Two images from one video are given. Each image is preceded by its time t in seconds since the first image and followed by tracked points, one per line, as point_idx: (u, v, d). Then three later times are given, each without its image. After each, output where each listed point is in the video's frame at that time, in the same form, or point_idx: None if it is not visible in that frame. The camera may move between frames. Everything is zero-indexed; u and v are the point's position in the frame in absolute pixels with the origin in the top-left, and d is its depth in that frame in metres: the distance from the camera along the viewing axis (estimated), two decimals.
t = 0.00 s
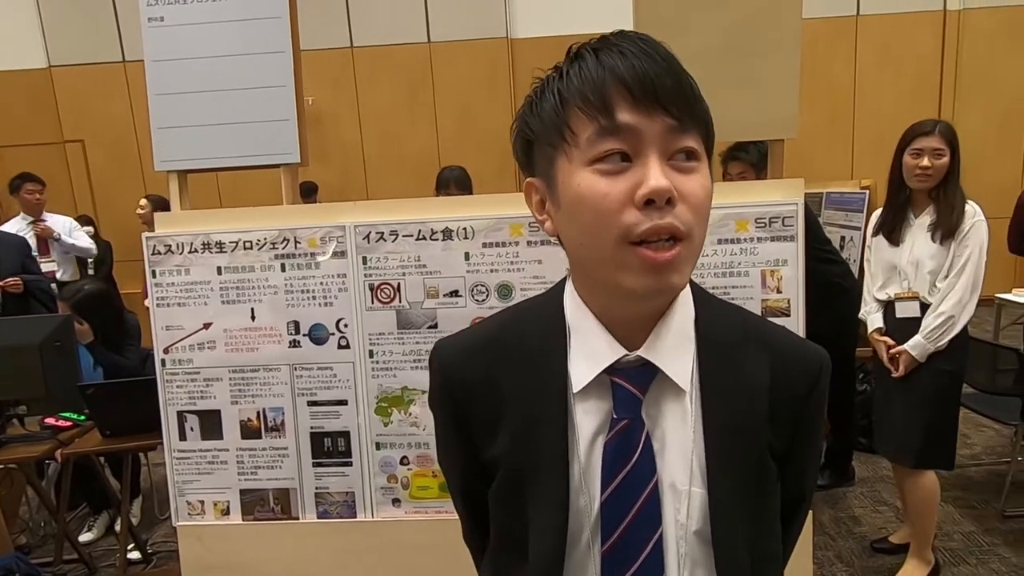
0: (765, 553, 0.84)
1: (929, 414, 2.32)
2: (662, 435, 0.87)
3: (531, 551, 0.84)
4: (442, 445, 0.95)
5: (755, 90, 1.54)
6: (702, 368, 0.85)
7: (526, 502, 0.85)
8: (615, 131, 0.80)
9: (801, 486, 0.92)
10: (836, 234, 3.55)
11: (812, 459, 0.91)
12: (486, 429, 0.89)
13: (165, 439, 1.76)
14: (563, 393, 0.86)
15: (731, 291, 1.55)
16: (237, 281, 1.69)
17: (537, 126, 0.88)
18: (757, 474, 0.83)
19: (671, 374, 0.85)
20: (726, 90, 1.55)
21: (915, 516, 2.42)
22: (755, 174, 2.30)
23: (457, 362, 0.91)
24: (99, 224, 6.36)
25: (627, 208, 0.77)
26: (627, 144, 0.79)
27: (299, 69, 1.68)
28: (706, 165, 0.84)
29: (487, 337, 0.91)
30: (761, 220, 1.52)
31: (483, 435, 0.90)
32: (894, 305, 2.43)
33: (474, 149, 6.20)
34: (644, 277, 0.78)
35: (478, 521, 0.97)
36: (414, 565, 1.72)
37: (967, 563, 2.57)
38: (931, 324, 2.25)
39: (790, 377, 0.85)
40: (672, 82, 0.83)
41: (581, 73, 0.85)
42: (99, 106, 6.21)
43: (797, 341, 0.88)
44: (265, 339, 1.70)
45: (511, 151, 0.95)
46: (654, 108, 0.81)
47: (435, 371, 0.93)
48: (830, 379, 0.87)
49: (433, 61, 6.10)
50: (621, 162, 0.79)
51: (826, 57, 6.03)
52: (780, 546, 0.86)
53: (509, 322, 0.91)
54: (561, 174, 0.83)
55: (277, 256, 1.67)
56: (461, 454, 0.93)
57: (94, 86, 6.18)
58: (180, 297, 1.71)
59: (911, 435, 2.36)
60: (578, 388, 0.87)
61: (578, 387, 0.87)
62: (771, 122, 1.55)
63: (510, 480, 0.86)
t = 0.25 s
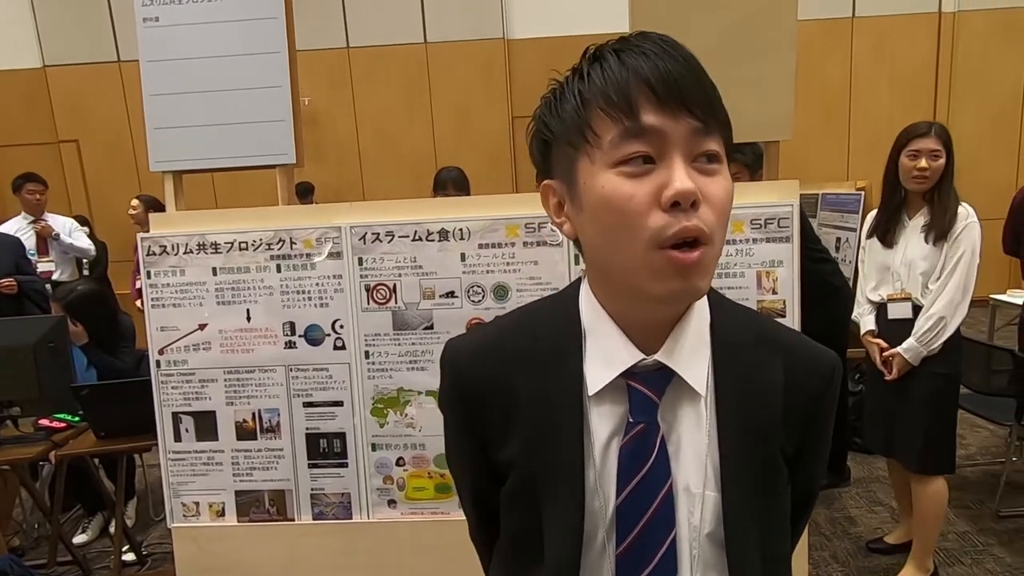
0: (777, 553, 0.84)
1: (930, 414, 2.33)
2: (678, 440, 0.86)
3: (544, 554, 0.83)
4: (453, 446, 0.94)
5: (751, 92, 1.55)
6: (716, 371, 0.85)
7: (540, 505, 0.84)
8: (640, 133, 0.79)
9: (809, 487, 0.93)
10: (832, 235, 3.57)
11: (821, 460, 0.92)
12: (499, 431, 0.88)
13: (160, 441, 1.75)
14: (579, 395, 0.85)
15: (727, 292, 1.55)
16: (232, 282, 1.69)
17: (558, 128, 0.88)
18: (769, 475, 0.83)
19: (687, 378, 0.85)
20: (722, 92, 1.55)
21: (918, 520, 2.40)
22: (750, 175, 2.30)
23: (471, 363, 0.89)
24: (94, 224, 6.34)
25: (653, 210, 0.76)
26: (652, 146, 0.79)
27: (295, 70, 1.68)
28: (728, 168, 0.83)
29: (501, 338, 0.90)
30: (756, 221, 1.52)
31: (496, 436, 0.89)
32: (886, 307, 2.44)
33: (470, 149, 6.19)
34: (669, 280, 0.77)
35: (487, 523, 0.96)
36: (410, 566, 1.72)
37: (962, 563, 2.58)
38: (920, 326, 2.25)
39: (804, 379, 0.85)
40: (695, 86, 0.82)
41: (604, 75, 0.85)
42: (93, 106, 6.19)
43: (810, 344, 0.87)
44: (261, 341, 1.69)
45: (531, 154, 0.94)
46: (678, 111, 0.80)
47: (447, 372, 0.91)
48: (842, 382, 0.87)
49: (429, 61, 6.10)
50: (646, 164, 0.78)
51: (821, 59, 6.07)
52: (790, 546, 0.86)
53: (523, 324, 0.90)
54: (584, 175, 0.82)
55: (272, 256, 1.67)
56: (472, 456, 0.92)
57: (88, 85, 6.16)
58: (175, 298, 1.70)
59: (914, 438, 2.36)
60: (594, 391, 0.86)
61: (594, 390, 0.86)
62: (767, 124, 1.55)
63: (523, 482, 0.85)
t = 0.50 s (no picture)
0: (771, 555, 0.84)
1: (931, 415, 2.33)
2: (676, 441, 0.85)
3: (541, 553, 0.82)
4: (450, 440, 0.92)
5: (749, 92, 1.55)
6: (717, 370, 0.84)
7: (536, 503, 0.83)
8: (647, 132, 0.78)
9: (804, 490, 0.93)
10: (830, 235, 3.57)
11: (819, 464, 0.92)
12: (497, 427, 0.86)
13: (158, 441, 1.75)
14: (580, 394, 0.83)
15: (725, 292, 1.55)
16: (230, 283, 1.68)
17: (569, 122, 0.87)
18: (767, 477, 0.83)
19: (687, 378, 0.84)
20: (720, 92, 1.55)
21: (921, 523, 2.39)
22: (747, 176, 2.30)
23: (472, 358, 0.87)
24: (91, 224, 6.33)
25: (656, 211, 0.75)
26: (659, 146, 0.78)
27: (293, 70, 1.68)
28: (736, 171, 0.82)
29: (503, 333, 0.88)
30: (754, 221, 1.52)
31: (494, 433, 0.87)
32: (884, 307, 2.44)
33: (468, 149, 6.19)
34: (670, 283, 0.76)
35: (481, 519, 0.94)
36: (408, 567, 1.71)
37: (960, 562, 2.58)
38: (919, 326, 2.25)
39: (803, 381, 0.86)
40: (707, 86, 0.81)
41: (617, 71, 0.84)
42: (91, 105, 6.18)
43: (810, 348, 0.88)
44: (259, 341, 1.69)
45: (542, 146, 0.94)
46: (688, 111, 0.79)
47: (447, 366, 0.89)
48: (841, 385, 0.88)
49: (427, 61, 6.09)
50: (652, 164, 0.78)
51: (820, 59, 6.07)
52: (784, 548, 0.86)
53: (526, 320, 0.89)
54: (590, 172, 0.82)
55: (270, 256, 1.67)
56: (469, 451, 0.90)
57: (85, 86, 6.15)
58: (173, 298, 1.70)
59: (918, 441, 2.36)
60: (593, 389, 0.85)
61: (593, 388, 0.85)
62: (765, 124, 1.55)
63: (522, 480, 0.83)
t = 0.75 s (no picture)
0: (739, 547, 0.85)
1: (933, 416, 2.33)
2: (640, 432, 0.87)
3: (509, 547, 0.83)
4: (421, 437, 0.92)
5: (745, 91, 1.55)
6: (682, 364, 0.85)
7: (505, 499, 0.84)
8: (597, 130, 0.79)
9: (774, 484, 0.93)
10: (828, 234, 3.58)
11: (789, 458, 0.92)
12: (467, 425, 0.87)
13: (155, 442, 1.74)
14: (546, 391, 0.84)
15: (723, 291, 1.55)
16: (227, 283, 1.68)
17: (524, 124, 0.88)
18: (734, 471, 0.84)
19: (651, 372, 0.85)
20: (716, 91, 1.55)
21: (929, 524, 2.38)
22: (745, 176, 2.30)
23: (441, 357, 0.87)
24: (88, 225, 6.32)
25: (606, 204, 0.76)
26: (607, 143, 0.79)
27: (290, 70, 1.68)
28: (689, 166, 0.83)
29: (471, 332, 0.88)
30: (752, 220, 1.52)
31: (464, 430, 0.88)
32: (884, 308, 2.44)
33: (466, 148, 6.18)
34: (623, 273, 0.77)
35: (453, 514, 0.95)
36: (406, 567, 1.71)
37: (958, 561, 2.58)
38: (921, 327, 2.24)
39: (770, 377, 0.86)
40: (656, 83, 0.82)
41: (567, 72, 0.85)
42: (88, 105, 6.17)
43: (777, 344, 0.88)
44: (256, 341, 1.69)
45: (502, 150, 0.95)
46: (637, 108, 0.80)
47: (417, 365, 0.90)
48: (808, 381, 0.88)
49: (424, 60, 6.09)
50: (602, 160, 0.79)
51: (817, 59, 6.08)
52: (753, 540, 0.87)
53: (494, 318, 0.89)
54: (545, 170, 0.83)
55: (267, 256, 1.66)
56: (440, 448, 0.91)
57: (82, 85, 6.14)
58: (169, 299, 1.70)
59: (919, 441, 2.36)
60: (560, 384, 0.85)
61: (560, 383, 0.85)
62: (761, 123, 1.55)
63: (491, 477, 0.84)
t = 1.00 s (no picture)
0: (673, 533, 0.85)
1: (941, 417, 2.33)
2: (572, 421, 0.87)
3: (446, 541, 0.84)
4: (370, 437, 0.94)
5: (744, 91, 1.55)
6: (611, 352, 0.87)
7: (444, 493, 0.86)
8: (506, 134, 0.82)
9: (716, 476, 0.92)
10: (828, 234, 3.59)
11: (729, 447, 0.92)
12: (408, 423, 0.89)
13: (157, 443, 1.75)
14: (479, 385, 0.86)
15: (723, 291, 1.55)
16: (228, 284, 1.68)
17: (442, 134, 0.91)
18: (664, 456, 0.85)
19: (580, 361, 0.87)
20: (715, 91, 1.55)
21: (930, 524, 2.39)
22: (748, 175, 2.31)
23: (382, 358, 0.89)
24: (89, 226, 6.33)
25: (517, 201, 0.78)
26: (516, 144, 0.81)
27: (290, 71, 1.68)
28: (601, 161, 0.84)
29: (411, 333, 0.90)
30: (752, 220, 1.52)
31: (405, 428, 0.89)
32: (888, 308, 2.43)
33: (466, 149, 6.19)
34: (539, 266, 0.79)
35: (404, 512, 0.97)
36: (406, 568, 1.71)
37: (959, 561, 2.58)
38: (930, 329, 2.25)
39: (697, 364, 0.86)
40: (560, 84, 0.84)
41: (476, 82, 0.87)
42: (89, 107, 6.18)
43: (706, 334, 0.88)
44: (257, 343, 1.69)
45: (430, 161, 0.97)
46: (542, 109, 0.82)
47: (361, 367, 0.91)
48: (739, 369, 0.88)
49: (424, 61, 6.10)
50: (514, 161, 0.81)
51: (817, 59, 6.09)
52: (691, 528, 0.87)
53: (433, 319, 0.91)
54: (463, 176, 0.85)
55: (268, 257, 1.66)
56: (387, 447, 0.92)
57: (83, 87, 6.15)
58: (171, 300, 1.70)
59: (928, 444, 2.36)
60: (492, 376, 0.87)
61: (492, 375, 0.87)
62: (760, 123, 1.55)
63: (430, 472, 0.86)
